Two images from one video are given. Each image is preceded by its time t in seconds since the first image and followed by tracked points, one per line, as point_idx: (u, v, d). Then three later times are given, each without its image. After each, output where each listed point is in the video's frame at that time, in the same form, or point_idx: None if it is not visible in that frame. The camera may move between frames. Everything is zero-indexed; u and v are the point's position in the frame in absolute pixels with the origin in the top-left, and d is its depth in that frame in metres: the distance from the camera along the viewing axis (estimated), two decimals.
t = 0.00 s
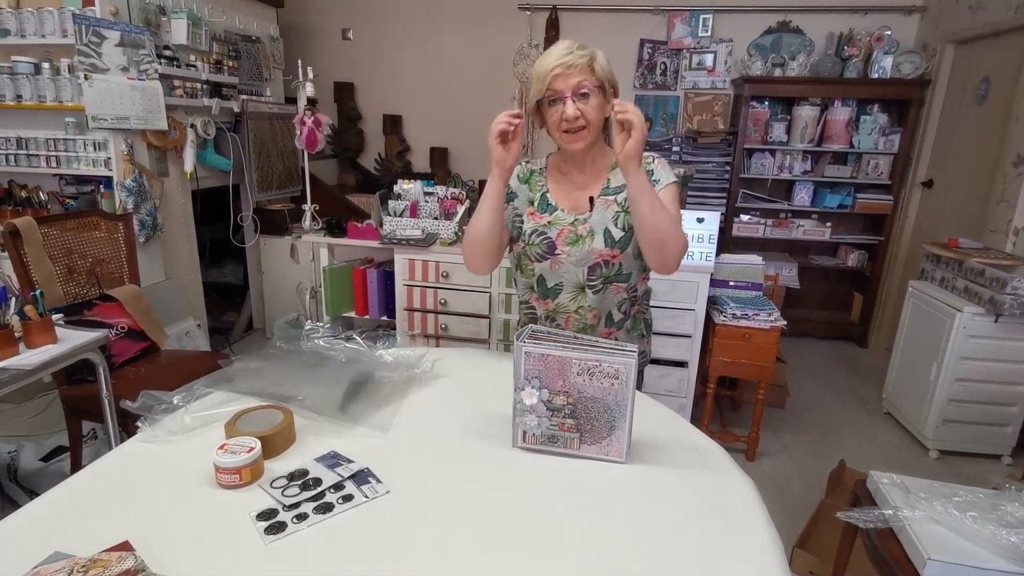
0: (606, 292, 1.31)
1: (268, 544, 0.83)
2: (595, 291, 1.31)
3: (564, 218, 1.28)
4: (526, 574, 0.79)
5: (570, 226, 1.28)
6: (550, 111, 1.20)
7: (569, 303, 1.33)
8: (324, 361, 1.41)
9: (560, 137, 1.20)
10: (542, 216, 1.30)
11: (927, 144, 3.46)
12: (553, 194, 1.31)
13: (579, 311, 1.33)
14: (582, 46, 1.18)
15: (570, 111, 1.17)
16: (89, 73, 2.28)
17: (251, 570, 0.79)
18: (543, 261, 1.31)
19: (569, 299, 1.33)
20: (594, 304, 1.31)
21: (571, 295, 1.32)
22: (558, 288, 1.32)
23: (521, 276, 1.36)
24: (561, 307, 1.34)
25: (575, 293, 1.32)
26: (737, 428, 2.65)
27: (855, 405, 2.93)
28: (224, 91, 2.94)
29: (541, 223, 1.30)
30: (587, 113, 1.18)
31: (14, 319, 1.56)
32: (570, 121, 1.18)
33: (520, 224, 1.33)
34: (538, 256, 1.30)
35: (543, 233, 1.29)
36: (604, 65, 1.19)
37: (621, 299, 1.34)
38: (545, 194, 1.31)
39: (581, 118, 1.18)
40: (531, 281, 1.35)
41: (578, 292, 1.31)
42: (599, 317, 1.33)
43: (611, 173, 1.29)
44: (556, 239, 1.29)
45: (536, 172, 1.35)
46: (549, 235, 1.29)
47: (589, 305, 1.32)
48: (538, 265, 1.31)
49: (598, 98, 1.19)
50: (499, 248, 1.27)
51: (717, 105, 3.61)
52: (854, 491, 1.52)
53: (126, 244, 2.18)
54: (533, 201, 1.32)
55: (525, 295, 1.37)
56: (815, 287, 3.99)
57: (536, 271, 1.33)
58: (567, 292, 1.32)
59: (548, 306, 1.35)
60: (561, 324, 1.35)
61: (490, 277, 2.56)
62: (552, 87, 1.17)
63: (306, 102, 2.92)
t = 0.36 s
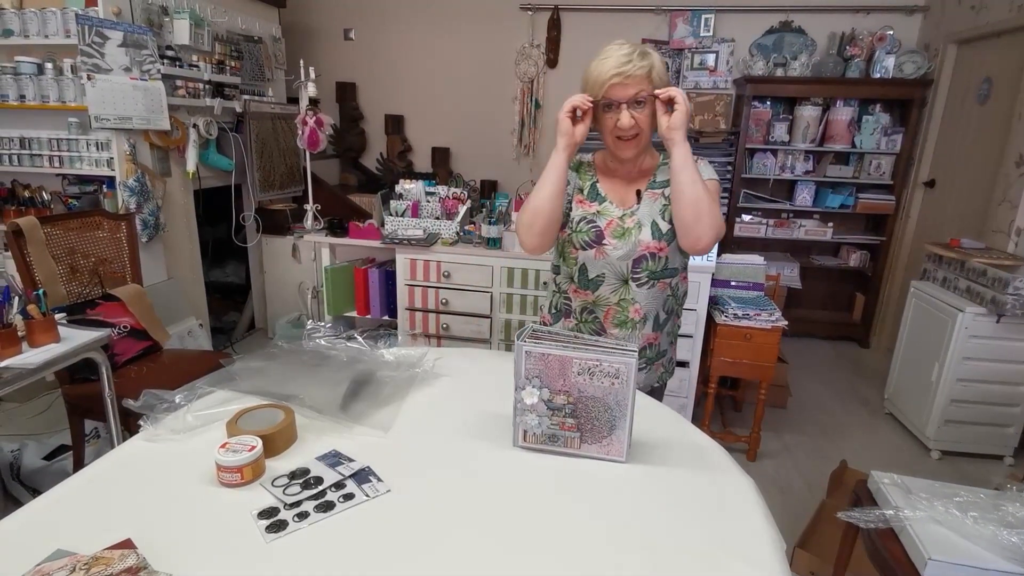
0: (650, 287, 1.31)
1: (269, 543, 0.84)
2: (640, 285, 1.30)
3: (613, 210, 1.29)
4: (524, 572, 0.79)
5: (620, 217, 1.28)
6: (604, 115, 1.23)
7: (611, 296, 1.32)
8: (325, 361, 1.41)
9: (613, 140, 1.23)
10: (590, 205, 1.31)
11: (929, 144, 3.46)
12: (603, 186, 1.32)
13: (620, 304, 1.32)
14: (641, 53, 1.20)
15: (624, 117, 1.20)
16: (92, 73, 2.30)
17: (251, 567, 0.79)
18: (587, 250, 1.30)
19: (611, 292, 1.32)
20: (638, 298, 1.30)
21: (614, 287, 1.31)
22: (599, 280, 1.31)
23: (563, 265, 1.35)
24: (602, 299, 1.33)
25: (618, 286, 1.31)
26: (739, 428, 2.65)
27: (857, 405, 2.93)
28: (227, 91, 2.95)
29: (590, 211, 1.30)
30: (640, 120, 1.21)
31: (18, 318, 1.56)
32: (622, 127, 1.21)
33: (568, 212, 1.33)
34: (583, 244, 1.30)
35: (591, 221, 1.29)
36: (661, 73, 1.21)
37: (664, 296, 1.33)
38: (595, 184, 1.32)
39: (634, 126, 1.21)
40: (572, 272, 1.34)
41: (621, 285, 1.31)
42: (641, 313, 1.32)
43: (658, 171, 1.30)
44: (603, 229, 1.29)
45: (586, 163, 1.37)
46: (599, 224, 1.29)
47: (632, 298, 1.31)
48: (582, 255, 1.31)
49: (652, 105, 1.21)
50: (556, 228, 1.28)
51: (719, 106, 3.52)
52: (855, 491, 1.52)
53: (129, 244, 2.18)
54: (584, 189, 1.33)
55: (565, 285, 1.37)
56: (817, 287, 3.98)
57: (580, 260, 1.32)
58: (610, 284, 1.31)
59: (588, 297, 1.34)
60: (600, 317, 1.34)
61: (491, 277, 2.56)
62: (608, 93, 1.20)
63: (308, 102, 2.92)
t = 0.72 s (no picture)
0: (655, 289, 1.30)
1: (269, 541, 0.84)
2: (644, 285, 1.29)
3: (623, 209, 1.30)
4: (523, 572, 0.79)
5: (629, 217, 1.29)
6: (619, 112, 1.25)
7: (614, 295, 1.31)
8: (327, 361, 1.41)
9: (628, 138, 1.24)
10: (600, 203, 1.32)
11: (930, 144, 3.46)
12: (615, 183, 1.33)
13: (622, 304, 1.32)
14: (659, 51, 1.21)
15: (638, 114, 1.21)
16: (94, 73, 2.30)
17: (252, 566, 0.79)
18: (593, 247, 1.31)
19: (615, 291, 1.31)
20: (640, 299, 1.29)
21: (617, 286, 1.31)
22: (603, 278, 1.31)
23: (570, 261, 1.36)
24: (605, 298, 1.32)
25: (621, 286, 1.30)
26: (739, 428, 2.65)
27: (857, 405, 2.93)
28: (228, 91, 2.95)
29: (600, 209, 1.31)
30: (654, 118, 1.22)
31: (20, 317, 1.57)
32: (636, 123, 1.22)
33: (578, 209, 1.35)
34: (589, 241, 1.31)
35: (599, 218, 1.31)
36: (677, 71, 1.23)
37: (669, 300, 1.32)
38: (607, 182, 1.34)
39: (648, 123, 1.22)
40: (578, 269, 1.35)
41: (624, 285, 1.30)
42: (644, 314, 1.31)
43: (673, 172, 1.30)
44: (611, 227, 1.30)
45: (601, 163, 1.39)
46: (606, 222, 1.30)
47: (635, 299, 1.30)
48: (588, 251, 1.31)
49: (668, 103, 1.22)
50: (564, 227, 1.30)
51: (719, 106, 3.49)
52: (855, 491, 1.52)
53: (130, 244, 2.18)
54: (595, 187, 1.35)
55: (570, 283, 1.37)
56: (817, 287, 3.98)
57: (585, 258, 1.32)
58: (614, 284, 1.31)
59: (591, 296, 1.33)
60: (601, 316, 1.34)
61: (491, 276, 2.56)
62: (624, 88, 1.22)
63: (309, 103, 2.92)
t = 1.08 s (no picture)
0: (647, 300, 1.28)
1: (269, 541, 0.84)
2: (636, 295, 1.28)
3: (616, 216, 1.28)
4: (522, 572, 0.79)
5: (621, 223, 1.27)
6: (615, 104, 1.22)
7: (607, 302, 1.30)
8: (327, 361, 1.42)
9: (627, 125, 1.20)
10: (592, 214, 1.30)
11: (931, 145, 3.45)
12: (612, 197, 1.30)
13: (614, 312, 1.30)
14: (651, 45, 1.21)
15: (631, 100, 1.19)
16: (95, 73, 2.30)
17: (252, 565, 0.79)
18: (586, 255, 1.31)
19: (607, 299, 1.30)
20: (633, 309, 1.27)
21: (610, 294, 1.30)
22: (596, 286, 1.30)
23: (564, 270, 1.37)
24: (597, 305, 1.31)
25: (614, 293, 1.29)
26: (739, 428, 2.65)
27: (857, 405, 2.93)
28: (229, 91, 2.96)
29: (591, 220, 1.30)
30: (649, 103, 1.18)
31: (21, 317, 1.57)
32: (630, 112, 1.19)
33: (569, 219, 1.34)
34: (582, 250, 1.31)
35: (590, 228, 1.30)
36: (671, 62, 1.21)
37: (665, 310, 1.30)
38: (601, 195, 1.31)
39: (643, 108, 1.19)
40: (571, 276, 1.35)
41: (616, 293, 1.29)
42: (636, 323, 1.29)
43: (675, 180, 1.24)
44: (602, 234, 1.29)
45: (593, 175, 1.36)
46: (597, 230, 1.29)
47: (627, 308, 1.28)
48: (580, 259, 1.31)
49: (662, 90, 1.19)
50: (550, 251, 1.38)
51: (720, 106, 3.48)
52: (854, 491, 1.52)
53: (131, 244, 2.19)
54: (587, 200, 1.32)
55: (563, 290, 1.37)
56: (817, 287, 3.98)
57: (578, 265, 1.33)
58: (607, 292, 1.30)
59: (583, 304, 1.33)
60: (594, 323, 1.33)
61: (491, 276, 2.56)
62: (617, 79, 1.21)
63: (310, 103, 2.93)
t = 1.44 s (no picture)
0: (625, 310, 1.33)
1: (269, 541, 0.84)
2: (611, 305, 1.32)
3: (590, 226, 1.31)
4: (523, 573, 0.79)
5: (594, 233, 1.30)
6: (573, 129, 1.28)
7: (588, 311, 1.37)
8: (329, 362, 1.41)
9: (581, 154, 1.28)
10: (568, 222, 1.35)
11: (932, 145, 3.45)
12: (587, 204, 1.35)
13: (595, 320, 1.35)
14: (593, 61, 1.18)
15: (578, 133, 1.24)
16: (95, 73, 2.30)
17: (252, 566, 0.79)
18: (563, 266, 1.36)
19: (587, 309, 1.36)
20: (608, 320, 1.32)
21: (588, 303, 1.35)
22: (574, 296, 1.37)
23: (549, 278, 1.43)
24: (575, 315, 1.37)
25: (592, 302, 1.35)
26: (740, 428, 2.64)
27: (858, 406, 2.92)
28: (229, 91, 2.95)
29: (566, 228, 1.35)
30: (593, 135, 1.22)
31: (21, 317, 1.57)
32: (582, 142, 1.26)
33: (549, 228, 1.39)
34: (558, 261, 1.36)
35: (565, 238, 1.34)
36: (614, 76, 1.16)
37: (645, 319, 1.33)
38: (577, 203, 1.37)
39: (588, 140, 1.24)
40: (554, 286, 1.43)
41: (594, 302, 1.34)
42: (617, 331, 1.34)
43: (649, 187, 1.27)
44: (576, 245, 1.32)
45: (574, 184, 1.42)
46: (571, 240, 1.33)
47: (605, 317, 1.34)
48: (558, 270, 1.37)
49: (606, 117, 1.20)
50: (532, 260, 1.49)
51: (720, 106, 3.56)
52: (855, 492, 1.52)
53: (132, 243, 2.18)
54: (565, 208, 1.38)
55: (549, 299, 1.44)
56: (817, 288, 3.98)
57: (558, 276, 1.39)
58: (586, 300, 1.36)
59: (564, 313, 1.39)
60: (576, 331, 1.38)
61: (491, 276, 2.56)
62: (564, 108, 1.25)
63: (310, 103, 2.91)
